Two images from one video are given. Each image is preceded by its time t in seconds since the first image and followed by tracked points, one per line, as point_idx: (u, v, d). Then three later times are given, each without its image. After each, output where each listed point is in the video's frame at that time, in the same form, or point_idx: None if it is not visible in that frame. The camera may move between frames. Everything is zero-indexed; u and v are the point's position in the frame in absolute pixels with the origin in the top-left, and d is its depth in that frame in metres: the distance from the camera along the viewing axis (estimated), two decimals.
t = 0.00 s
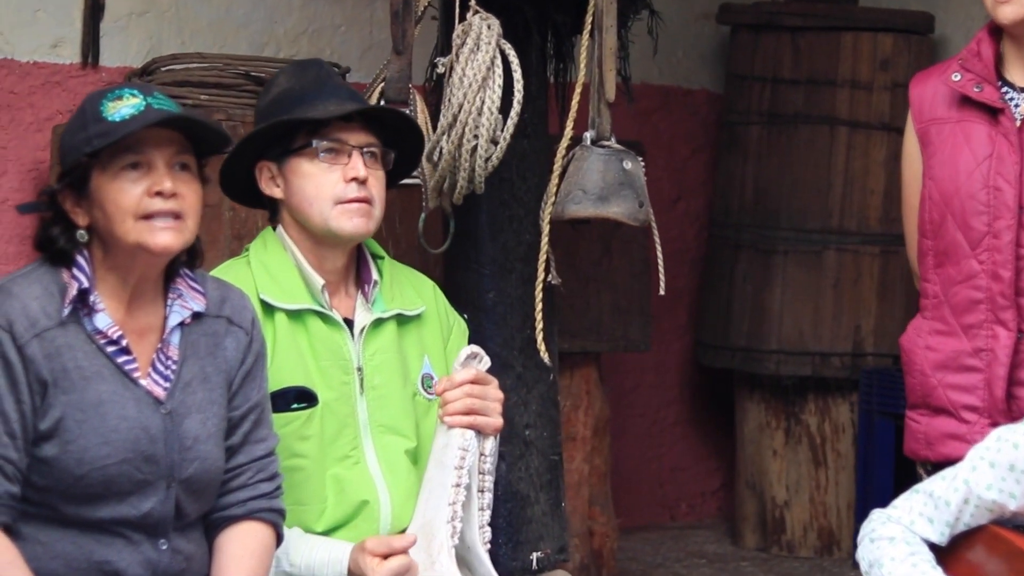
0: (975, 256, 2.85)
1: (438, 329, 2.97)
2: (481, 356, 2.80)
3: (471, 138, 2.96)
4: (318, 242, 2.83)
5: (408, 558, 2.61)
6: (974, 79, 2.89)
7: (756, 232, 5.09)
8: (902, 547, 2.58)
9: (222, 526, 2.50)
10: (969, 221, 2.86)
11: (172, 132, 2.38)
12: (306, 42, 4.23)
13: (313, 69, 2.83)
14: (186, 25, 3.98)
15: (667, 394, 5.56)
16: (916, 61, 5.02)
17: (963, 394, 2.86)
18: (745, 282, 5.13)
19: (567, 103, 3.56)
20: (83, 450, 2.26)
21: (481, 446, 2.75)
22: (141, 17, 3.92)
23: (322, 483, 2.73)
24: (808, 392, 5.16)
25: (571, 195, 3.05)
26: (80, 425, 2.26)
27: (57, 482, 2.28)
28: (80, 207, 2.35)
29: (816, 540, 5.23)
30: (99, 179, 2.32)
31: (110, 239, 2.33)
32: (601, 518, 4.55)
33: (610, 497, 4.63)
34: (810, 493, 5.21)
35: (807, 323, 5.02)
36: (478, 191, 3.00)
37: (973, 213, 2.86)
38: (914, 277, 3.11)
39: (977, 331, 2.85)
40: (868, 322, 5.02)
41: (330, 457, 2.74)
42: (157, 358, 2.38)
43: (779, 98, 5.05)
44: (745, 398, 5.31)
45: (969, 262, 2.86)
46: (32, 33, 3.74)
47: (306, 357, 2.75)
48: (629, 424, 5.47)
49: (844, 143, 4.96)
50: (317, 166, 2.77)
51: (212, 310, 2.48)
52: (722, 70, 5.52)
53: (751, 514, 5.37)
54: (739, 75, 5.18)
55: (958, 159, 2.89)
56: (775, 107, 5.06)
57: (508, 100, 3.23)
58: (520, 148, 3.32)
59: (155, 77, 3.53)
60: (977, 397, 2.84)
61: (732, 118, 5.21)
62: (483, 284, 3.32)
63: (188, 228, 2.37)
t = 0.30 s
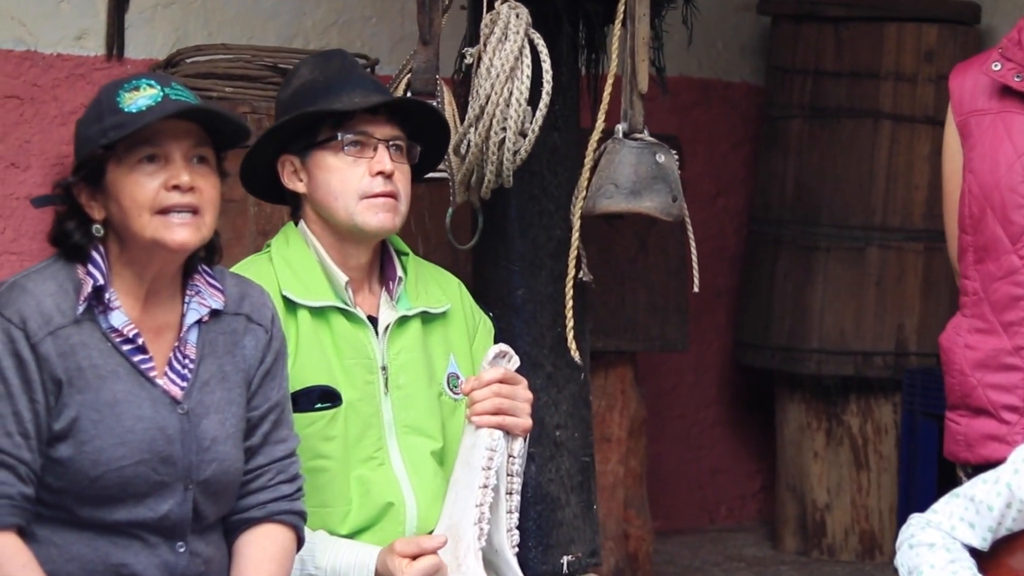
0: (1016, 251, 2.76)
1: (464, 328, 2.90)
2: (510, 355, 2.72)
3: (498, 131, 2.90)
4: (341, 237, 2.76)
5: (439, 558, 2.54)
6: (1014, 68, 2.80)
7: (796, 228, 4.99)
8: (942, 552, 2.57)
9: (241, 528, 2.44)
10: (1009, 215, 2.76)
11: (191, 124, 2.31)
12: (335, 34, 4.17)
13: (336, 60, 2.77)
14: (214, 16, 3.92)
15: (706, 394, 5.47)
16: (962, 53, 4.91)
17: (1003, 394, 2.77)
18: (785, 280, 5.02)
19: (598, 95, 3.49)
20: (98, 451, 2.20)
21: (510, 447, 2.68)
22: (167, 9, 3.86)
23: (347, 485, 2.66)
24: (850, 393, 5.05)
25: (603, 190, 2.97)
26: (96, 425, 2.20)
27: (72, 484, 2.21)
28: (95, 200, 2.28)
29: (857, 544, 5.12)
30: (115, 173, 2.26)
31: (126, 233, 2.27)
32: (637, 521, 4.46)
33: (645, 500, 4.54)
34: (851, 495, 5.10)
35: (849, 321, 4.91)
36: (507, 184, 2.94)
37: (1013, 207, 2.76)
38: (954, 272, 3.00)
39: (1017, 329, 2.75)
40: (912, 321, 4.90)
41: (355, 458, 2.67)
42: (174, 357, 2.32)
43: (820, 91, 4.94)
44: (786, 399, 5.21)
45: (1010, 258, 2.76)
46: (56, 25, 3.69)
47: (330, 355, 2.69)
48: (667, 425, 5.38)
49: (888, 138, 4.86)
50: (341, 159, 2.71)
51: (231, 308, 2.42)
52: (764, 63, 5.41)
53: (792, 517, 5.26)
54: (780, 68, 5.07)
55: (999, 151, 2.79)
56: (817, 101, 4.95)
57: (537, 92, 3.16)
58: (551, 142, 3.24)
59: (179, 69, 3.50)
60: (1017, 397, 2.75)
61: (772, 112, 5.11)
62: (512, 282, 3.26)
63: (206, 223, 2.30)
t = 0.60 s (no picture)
0: None
1: (493, 335, 2.83)
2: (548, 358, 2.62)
3: (523, 129, 2.84)
4: (369, 239, 2.70)
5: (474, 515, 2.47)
6: None
7: (833, 229, 4.89)
8: None
9: (261, 536, 2.38)
10: None
11: (207, 122, 2.26)
12: (361, 31, 4.11)
13: (373, 56, 2.71)
14: (237, 13, 3.87)
15: (741, 399, 5.38)
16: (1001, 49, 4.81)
17: None
18: (820, 282, 4.93)
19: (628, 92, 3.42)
20: (113, 458, 2.14)
21: (545, 450, 2.61)
22: (189, 6, 3.81)
23: (372, 492, 2.60)
24: (887, 398, 4.96)
25: (632, 189, 2.90)
26: (111, 431, 2.14)
27: (87, 491, 2.15)
28: (110, 201, 2.23)
29: (895, 551, 5.02)
30: (129, 173, 2.20)
31: (140, 235, 2.21)
32: (669, 529, 4.37)
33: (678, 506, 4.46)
34: (888, 502, 5.01)
35: (886, 324, 4.82)
36: (534, 184, 2.88)
37: None
38: (991, 274, 2.92)
39: None
40: (950, 323, 4.80)
41: (380, 465, 2.61)
42: (190, 362, 2.25)
43: (856, 89, 4.85)
44: (822, 403, 5.12)
45: None
46: (76, 24, 3.64)
47: (355, 360, 2.62)
48: (701, 430, 5.29)
49: (925, 136, 4.76)
50: (373, 158, 2.65)
51: (249, 312, 2.36)
52: (799, 60, 5.31)
53: (828, 523, 5.16)
54: (816, 65, 4.98)
55: None
56: (853, 98, 4.86)
57: (563, 89, 3.10)
58: (578, 140, 3.18)
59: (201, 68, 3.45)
60: None
61: (807, 110, 5.02)
62: (540, 283, 3.19)
63: (222, 225, 2.25)
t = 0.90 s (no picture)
0: None
1: (524, 345, 2.78)
2: (582, 357, 2.62)
3: (549, 132, 2.79)
4: (399, 241, 2.66)
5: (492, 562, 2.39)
6: None
7: (867, 235, 4.81)
8: None
9: (278, 550, 2.33)
10: None
11: (223, 126, 2.21)
12: (388, 34, 4.07)
13: (394, 56, 2.67)
14: (262, 15, 3.84)
15: (774, 407, 5.30)
16: None
17: None
18: (854, 288, 4.85)
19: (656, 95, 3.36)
20: (127, 470, 2.08)
21: (572, 450, 2.55)
22: (213, 9, 3.78)
23: (394, 505, 2.55)
24: (922, 406, 4.87)
25: (660, 194, 2.84)
26: (124, 442, 2.08)
27: (99, 504, 2.10)
28: (124, 206, 2.19)
29: (930, 563, 4.91)
30: (144, 178, 2.16)
31: (155, 242, 2.17)
32: (699, 540, 4.30)
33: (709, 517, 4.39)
34: (923, 513, 4.91)
35: (921, 331, 4.72)
36: (559, 189, 2.83)
37: None
38: None
39: None
40: (986, 331, 4.71)
41: (403, 477, 2.56)
42: (206, 372, 2.21)
43: (891, 92, 4.77)
44: (855, 412, 5.04)
45: None
46: (98, 26, 3.62)
47: (383, 369, 2.57)
48: (732, 438, 5.22)
49: (961, 141, 4.67)
50: (399, 157, 2.60)
51: (267, 320, 2.32)
52: (834, 63, 5.23)
53: (862, 535, 5.09)
54: (850, 68, 4.90)
55: None
56: (888, 101, 4.78)
57: (589, 92, 3.04)
58: (606, 145, 3.13)
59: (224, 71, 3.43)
60: None
61: (841, 113, 4.94)
62: (565, 291, 3.14)
63: (236, 232, 2.20)
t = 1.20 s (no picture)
0: None
1: (548, 355, 2.73)
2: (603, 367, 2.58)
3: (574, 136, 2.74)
4: (421, 247, 2.61)
5: None
6: None
7: (899, 241, 4.73)
8: None
9: (296, 562, 2.28)
10: None
11: (239, 129, 2.17)
12: (412, 38, 4.03)
13: (418, 59, 2.62)
14: (283, 19, 3.81)
15: (805, 414, 5.21)
16: None
17: None
18: (887, 294, 4.77)
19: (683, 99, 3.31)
20: (141, 479, 2.04)
21: (591, 462, 2.51)
22: (233, 13, 3.76)
23: (413, 517, 2.50)
24: (956, 414, 4.79)
25: (686, 199, 2.78)
26: (138, 451, 2.04)
27: (113, 514, 2.05)
28: (139, 211, 2.15)
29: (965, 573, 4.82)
30: (158, 182, 2.12)
31: (170, 247, 2.13)
32: (730, 549, 4.24)
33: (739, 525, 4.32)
34: (958, 521, 4.82)
35: (955, 337, 4.64)
36: (584, 193, 2.78)
37: None
38: None
39: None
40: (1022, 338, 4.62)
41: (423, 487, 2.51)
42: (222, 380, 2.16)
43: (924, 95, 4.69)
44: (888, 420, 4.96)
45: None
46: (117, 30, 3.59)
47: (403, 377, 2.53)
48: (763, 446, 5.14)
49: (995, 145, 4.59)
50: (422, 162, 2.55)
51: (285, 327, 2.28)
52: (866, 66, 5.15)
53: (895, 543, 5.01)
54: (881, 71, 4.83)
55: None
56: (921, 105, 4.70)
57: (614, 95, 3.00)
58: (632, 148, 3.09)
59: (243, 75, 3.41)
60: None
61: (874, 117, 4.86)
62: (591, 297, 3.09)
63: (255, 237, 2.16)
